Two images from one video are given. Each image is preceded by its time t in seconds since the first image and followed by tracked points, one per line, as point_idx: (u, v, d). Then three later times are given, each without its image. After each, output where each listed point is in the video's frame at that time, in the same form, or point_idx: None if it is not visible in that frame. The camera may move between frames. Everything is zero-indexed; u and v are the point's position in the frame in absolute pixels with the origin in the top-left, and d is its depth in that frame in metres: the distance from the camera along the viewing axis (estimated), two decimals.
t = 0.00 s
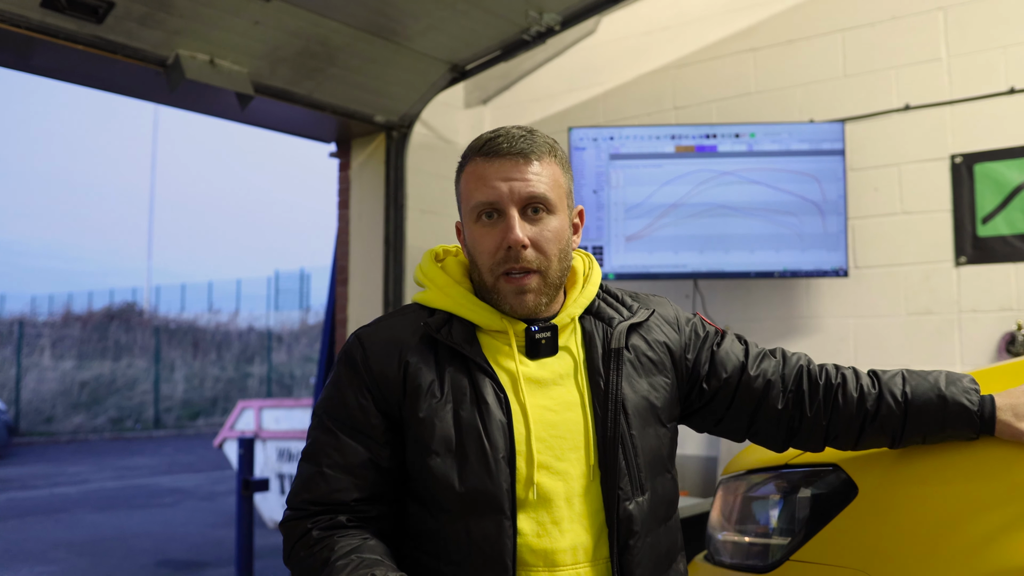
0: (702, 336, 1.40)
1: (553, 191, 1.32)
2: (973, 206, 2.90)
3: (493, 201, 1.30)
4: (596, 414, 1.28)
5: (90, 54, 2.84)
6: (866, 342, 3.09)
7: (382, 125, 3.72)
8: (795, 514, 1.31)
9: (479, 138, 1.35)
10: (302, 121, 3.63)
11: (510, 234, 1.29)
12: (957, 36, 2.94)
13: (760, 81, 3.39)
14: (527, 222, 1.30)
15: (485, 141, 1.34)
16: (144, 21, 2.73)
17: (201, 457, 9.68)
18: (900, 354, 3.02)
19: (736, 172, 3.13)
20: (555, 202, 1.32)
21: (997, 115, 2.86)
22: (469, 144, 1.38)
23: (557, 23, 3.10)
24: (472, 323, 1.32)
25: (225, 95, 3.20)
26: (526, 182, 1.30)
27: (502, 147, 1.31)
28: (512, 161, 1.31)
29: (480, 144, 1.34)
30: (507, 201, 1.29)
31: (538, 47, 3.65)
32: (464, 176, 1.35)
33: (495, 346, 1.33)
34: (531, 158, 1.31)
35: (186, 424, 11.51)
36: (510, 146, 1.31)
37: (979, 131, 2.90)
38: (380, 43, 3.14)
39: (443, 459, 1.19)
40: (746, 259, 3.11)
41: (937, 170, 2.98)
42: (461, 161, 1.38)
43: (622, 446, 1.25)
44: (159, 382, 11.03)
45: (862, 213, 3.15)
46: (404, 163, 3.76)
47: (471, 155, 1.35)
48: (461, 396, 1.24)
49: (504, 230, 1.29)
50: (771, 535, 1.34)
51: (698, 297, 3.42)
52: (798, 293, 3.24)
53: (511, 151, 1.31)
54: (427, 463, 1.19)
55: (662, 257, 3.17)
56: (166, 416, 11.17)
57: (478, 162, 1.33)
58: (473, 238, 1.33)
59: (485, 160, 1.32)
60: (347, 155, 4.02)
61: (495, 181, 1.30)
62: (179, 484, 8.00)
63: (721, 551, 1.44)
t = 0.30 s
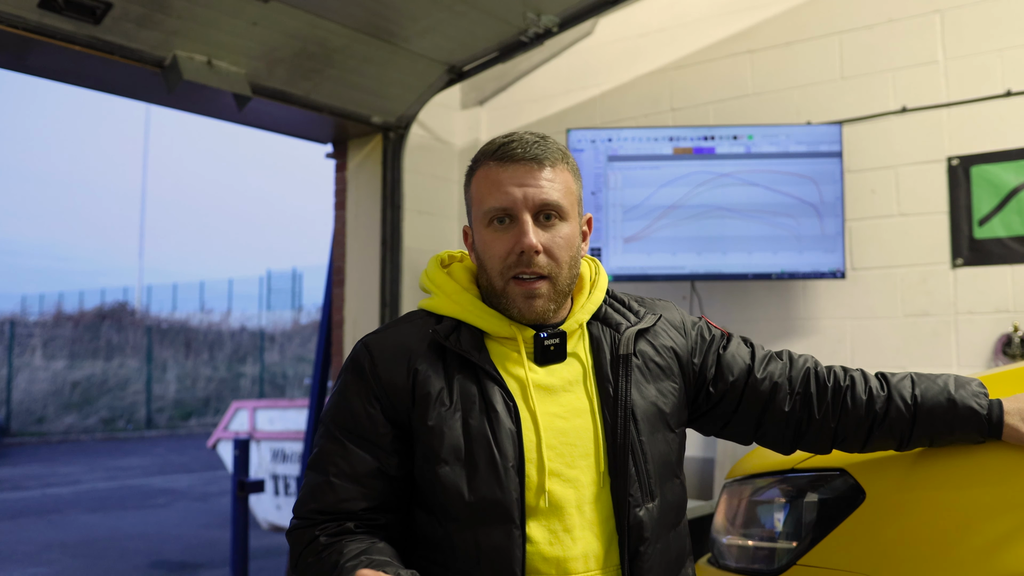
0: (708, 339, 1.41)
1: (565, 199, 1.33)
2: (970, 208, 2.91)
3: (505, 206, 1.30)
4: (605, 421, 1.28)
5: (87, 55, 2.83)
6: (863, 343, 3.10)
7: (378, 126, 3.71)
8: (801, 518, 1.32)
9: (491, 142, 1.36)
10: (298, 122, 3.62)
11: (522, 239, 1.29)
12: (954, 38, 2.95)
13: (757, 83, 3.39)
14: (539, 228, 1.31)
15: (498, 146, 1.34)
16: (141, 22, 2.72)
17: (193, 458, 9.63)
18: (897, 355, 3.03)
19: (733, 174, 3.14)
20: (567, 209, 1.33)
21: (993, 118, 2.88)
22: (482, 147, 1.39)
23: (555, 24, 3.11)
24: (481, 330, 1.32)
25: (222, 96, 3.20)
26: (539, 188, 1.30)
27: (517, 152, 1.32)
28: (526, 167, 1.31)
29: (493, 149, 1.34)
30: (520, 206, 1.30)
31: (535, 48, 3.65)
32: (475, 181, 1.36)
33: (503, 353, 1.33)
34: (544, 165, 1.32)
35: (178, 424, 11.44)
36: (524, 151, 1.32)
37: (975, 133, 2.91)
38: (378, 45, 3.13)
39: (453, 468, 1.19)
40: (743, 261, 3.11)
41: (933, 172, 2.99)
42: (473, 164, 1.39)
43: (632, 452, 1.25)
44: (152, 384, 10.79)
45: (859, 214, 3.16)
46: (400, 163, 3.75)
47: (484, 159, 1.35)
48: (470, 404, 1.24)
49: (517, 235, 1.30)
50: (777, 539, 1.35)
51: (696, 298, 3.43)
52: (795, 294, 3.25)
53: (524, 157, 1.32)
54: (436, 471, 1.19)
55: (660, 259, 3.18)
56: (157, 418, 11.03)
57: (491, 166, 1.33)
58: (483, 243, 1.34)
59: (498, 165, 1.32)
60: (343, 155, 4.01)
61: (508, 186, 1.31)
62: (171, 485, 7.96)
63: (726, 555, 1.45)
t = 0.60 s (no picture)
0: (709, 343, 1.41)
1: (577, 199, 1.32)
2: (964, 209, 2.92)
3: (521, 205, 1.29)
4: (608, 423, 1.28)
5: (79, 53, 2.81)
6: (857, 343, 3.10)
7: (372, 126, 3.70)
8: (800, 519, 1.31)
9: (501, 141, 1.34)
10: (291, 121, 3.61)
11: (539, 239, 1.28)
12: (948, 39, 2.96)
13: (751, 83, 3.39)
14: (554, 228, 1.30)
15: (508, 145, 1.33)
16: (134, 20, 2.71)
17: (184, 458, 9.61)
18: (891, 355, 3.03)
19: (728, 174, 3.13)
20: (579, 210, 1.32)
21: (987, 119, 2.88)
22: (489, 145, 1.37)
23: (549, 24, 3.10)
24: (483, 331, 1.32)
25: (215, 95, 3.18)
26: (554, 187, 1.29)
27: (530, 151, 1.31)
28: (540, 167, 1.30)
29: (504, 148, 1.33)
30: (537, 205, 1.29)
31: (529, 47, 3.64)
32: (487, 179, 1.34)
33: (505, 354, 1.33)
34: (556, 164, 1.31)
35: (169, 424, 11.39)
36: (537, 150, 1.31)
37: (969, 134, 2.91)
38: (372, 44, 3.12)
39: (455, 470, 1.18)
40: (738, 261, 3.11)
41: (927, 173, 3.00)
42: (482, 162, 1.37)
43: (634, 455, 1.25)
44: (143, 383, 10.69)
45: (853, 215, 3.16)
46: (394, 163, 3.74)
47: (495, 158, 1.34)
48: (472, 405, 1.23)
49: (533, 235, 1.29)
50: (776, 541, 1.34)
51: (690, 299, 3.43)
52: (790, 295, 3.25)
53: (538, 156, 1.31)
54: (439, 474, 1.18)
55: (655, 259, 3.18)
56: (148, 417, 10.85)
57: (505, 165, 1.32)
58: (496, 242, 1.32)
59: (513, 164, 1.31)
60: (336, 155, 4.00)
61: (524, 185, 1.29)
62: (162, 485, 7.94)
63: (723, 557, 1.44)
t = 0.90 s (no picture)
0: (694, 346, 1.41)
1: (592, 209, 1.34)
2: (950, 210, 2.93)
3: (555, 210, 1.28)
4: (593, 429, 1.27)
5: (61, 52, 2.78)
6: (842, 344, 3.11)
7: (358, 126, 3.68)
8: (786, 523, 1.31)
9: (525, 145, 1.33)
10: (277, 120, 3.59)
11: (579, 246, 1.29)
12: (934, 41, 2.97)
13: (739, 84, 3.39)
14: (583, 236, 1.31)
15: (537, 150, 1.32)
16: (118, 19, 2.68)
17: (170, 459, 9.55)
18: (876, 356, 3.04)
19: (715, 176, 3.13)
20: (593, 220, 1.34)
21: (973, 121, 2.89)
22: (502, 147, 1.36)
23: (537, 24, 3.09)
24: (466, 335, 1.31)
25: (200, 94, 3.16)
26: (582, 196, 1.31)
27: (559, 158, 1.31)
28: (572, 176, 1.32)
29: (529, 151, 1.32)
30: (570, 212, 1.29)
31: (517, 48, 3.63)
32: (507, 182, 1.33)
33: (489, 359, 1.32)
34: (580, 175, 1.33)
35: (153, 424, 11.30)
36: (563, 158, 1.32)
37: (956, 136, 2.92)
38: (358, 43, 3.10)
39: (440, 477, 1.17)
40: (724, 262, 3.11)
41: (914, 174, 3.00)
42: (494, 163, 1.35)
43: (619, 460, 1.24)
44: (128, 384, 10.04)
45: (840, 216, 3.16)
46: (381, 162, 3.72)
47: (522, 162, 1.32)
48: (457, 411, 1.22)
49: (566, 242, 1.29)
50: (762, 545, 1.34)
51: (676, 300, 3.44)
52: (776, 296, 3.25)
53: (565, 163, 1.31)
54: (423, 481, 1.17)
55: (642, 260, 3.17)
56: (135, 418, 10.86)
57: (534, 169, 1.31)
58: (520, 246, 1.30)
59: (543, 169, 1.31)
60: (323, 154, 3.98)
61: (557, 190, 1.29)
62: (147, 486, 7.89)
63: (709, 561, 1.43)
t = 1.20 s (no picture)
0: (671, 346, 1.41)
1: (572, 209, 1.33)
2: (927, 211, 2.93)
3: (542, 211, 1.27)
4: (567, 431, 1.25)
5: (32, 46, 2.72)
6: (820, 345, 3.11)
7: (335, 123, 3.64)
8: (768, 526, 1.29)
9: (508, 144, 1.31)
10: (252, 117, 3.54)
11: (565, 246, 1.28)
12: (912, 43, 2.97)
13: (717, 84, 3.39)
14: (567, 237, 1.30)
15: (521, 148, 1.31)
16: (90, 13, 2.63)
17: (143, 460, 9.44)
18: (853, 356, 3.04)
19: (694, 175, 3.12)
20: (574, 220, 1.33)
21: (950, 122, 2.90)
22: (483, 144, 1.33)
23: (515, 22, 3.07)
24: (439, 335, 1.29)
25: (173, 90, 3.11)
26: (566, 196, 1.30)
27: (543, 157, 1.30)
28: (557, 176, 1.30)
29: (513, 151, 1.30)
30: (556, 212, 1.28)
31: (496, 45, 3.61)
32: (489, 180, 1.31)
33: (463, 359, 1.30)
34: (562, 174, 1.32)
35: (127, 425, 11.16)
36: (546, 157, 1.30)
37: (933, 136, 2.93)
38: (335, 40, 3.07)
39: (411, 478, 1.15)
40: (703, 262, 3.10)
41: (891, 175, 3.01)
42: (476, 161, 1.33)
43: (592, 461, 1.23)
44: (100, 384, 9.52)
45: (818, 216, 3.17)
46: (357, 160, 3.69)
47: (506, 161, 1.30)
48: (430, 412, 1.20)
49: (551, 243, 1.27)
50: (744, 548, 1.32)
51: (654, 300, 3.44)
52: (754, 296, 3.25)
53: (549, 163, 1.30)
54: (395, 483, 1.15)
55: (620, 259, 3.16)
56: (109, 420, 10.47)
57: (519, 168, 1.29)
58: (504, 246, 1.28)
59: (528, 168, 1.29)
60: (298, 152, 3.94)
61: (542, 191, 1.27)
62: (120, 487, 7.80)
63: (689, 564, 1.41)
